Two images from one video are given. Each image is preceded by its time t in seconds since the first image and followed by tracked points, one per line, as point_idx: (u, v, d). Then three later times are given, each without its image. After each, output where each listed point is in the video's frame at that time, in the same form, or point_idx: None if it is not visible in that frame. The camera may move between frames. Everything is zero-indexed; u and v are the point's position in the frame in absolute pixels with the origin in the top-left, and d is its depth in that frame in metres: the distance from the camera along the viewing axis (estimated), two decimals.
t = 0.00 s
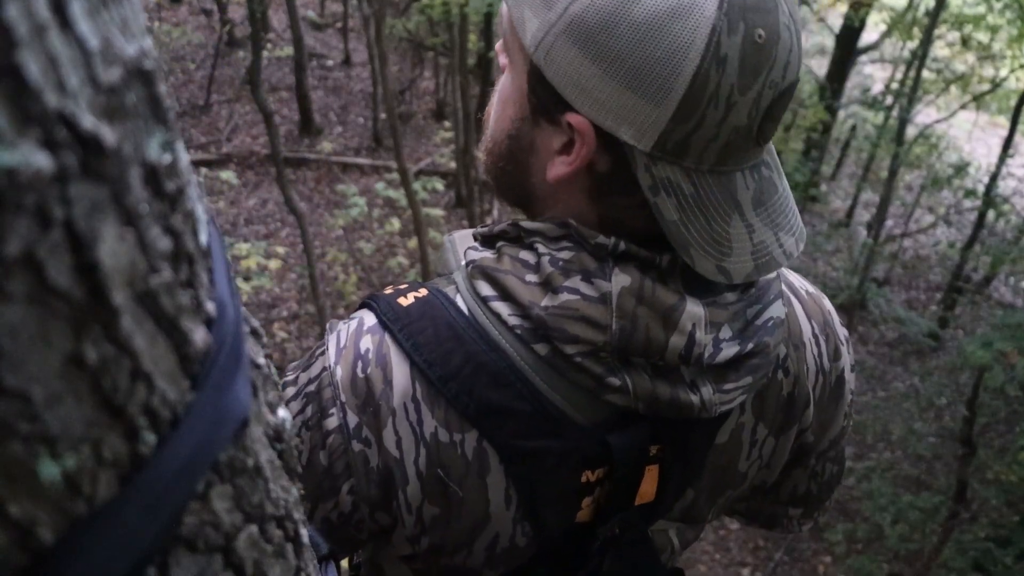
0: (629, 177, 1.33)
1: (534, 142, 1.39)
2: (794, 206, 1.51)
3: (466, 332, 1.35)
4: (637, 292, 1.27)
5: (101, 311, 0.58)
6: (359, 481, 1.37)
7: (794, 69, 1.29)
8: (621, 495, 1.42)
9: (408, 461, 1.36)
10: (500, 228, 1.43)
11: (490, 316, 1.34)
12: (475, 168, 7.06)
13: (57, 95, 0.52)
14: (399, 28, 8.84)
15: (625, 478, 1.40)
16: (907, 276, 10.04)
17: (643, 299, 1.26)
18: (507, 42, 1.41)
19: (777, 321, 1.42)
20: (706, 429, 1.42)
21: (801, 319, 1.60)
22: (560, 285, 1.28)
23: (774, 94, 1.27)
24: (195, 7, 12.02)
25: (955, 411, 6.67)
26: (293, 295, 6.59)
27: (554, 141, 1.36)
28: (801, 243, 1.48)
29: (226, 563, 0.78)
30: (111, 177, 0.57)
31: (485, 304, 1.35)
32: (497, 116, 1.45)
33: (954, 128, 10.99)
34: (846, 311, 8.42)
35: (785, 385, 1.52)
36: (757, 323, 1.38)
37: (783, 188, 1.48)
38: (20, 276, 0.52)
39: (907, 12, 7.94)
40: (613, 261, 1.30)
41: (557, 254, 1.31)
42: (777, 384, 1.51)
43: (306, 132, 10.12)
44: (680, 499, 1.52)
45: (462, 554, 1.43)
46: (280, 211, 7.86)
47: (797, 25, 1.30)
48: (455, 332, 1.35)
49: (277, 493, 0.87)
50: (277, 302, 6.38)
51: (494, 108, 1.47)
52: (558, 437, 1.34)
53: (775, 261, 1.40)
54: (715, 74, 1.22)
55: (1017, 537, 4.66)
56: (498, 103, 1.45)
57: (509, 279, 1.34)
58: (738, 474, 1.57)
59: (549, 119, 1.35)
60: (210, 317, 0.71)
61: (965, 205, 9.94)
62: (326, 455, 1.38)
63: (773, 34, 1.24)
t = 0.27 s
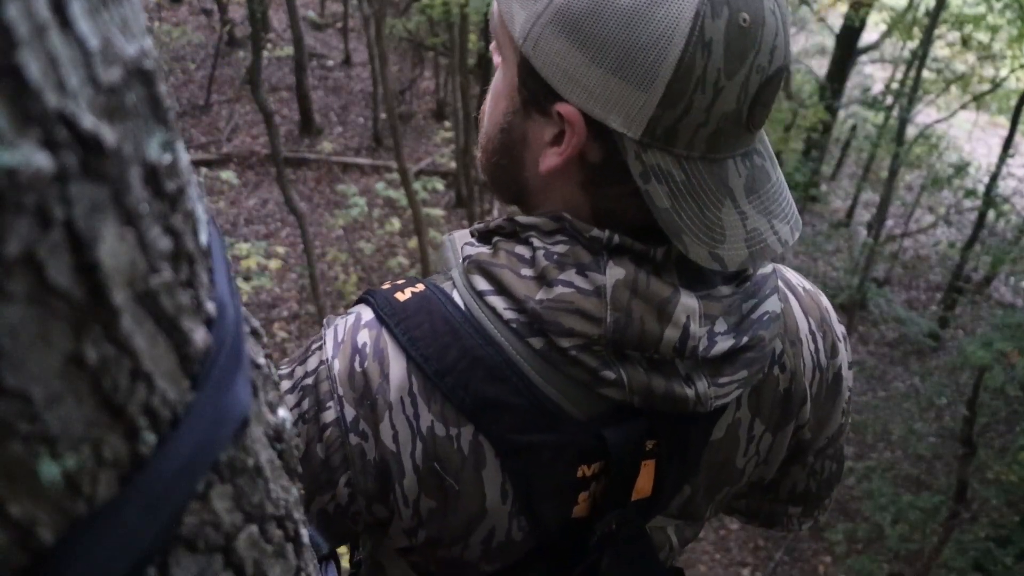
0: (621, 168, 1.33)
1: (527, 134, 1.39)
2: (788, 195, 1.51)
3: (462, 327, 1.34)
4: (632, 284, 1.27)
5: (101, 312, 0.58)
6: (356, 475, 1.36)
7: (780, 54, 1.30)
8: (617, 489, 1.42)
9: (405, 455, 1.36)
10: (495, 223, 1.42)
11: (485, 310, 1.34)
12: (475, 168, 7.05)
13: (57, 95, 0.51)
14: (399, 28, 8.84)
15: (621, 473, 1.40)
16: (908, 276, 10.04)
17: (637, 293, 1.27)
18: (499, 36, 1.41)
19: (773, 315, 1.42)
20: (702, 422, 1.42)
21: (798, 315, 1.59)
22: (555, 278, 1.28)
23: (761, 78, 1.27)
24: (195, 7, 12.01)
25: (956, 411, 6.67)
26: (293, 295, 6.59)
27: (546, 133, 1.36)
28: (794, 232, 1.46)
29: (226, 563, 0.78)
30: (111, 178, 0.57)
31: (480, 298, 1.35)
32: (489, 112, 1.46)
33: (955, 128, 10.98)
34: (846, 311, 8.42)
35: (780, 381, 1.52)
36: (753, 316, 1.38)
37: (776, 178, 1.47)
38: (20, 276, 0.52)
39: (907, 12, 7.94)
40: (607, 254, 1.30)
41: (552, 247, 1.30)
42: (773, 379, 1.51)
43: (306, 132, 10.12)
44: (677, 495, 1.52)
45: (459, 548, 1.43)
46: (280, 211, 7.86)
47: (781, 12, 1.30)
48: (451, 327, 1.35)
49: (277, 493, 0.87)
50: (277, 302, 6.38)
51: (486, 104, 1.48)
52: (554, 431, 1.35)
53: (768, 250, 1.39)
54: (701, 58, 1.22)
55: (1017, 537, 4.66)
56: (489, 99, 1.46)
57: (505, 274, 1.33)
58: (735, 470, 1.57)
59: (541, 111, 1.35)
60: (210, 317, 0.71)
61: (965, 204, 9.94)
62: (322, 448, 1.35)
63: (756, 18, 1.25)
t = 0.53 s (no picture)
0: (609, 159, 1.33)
1: (518, 127, 1.39)
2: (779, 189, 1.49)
3: (457, 320, 1.34)
4: (624, 276, 1.27)
5: (101, 311, 0.58)
6: (350, 466, 1.36)
7: (767, 42, 1.29)
8: (613, 484, 1.42)
9: (398, 447, 1.36)
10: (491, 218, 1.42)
11: (479, 303, 1.33)
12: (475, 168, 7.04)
13: (56, 95, 0.51)
14: (399, 28, 8.84)
15: (617, 468, 1.39)
16: (908, 276, 10.03)
17: (629, 284, 1.27)
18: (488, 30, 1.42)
19: (768, 310, 1.41)
20: (697, 417, 1.42)
21: (797, 311, 1.58)
22: (548, 270, 1.28)
23: (746, 67, 1.26)
24: (195, 7, 12.01)
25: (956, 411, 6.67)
26: (293, 295, 6.59)
27: (535, 125, 1.36)
28: (787, 221, 1.44)
29: (226, 563, 0.78)
30: (111, 177, 0.57)
31: (475, 292, 1.35)
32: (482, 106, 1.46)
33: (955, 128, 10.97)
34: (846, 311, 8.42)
35: (779, 377, 1.51)
36: (747, 309, 1.37)
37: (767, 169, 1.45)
38: (20, 276, 0.52)
39: (907, 12, 7.93)
40: (600, 247, 1.30)
41: (545, 241, 1.30)
42: (771, 376, 1.50)
43: (306, 132, 10.12)
44: (674, 492, 1.52)
45: (454, 542, 1.43)
46: (281, 211, 7.87)
47: None
48: (446, 320, 1.34)
49: (277, 494, 0.87)
50: (278, 303, 6.39)
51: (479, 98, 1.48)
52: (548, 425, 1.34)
53: (758, 241, 1.37)
54: (687, 44, 1.21)
55: (1018, 538, 4.67)
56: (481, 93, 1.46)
57: (499, 267, 1.33)
58: (734, 468, 1.56)
59: (530, 103, 1.36)
60: (210, 316, 0.71)
61: (965, 204, 9.93)
62: (315, 439, 1.35)
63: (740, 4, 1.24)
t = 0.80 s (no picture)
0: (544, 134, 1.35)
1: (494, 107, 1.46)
2: (755, 194, 1.40)
3: (448, 329, 1.34)
4: (612, 285, 1.26)
5: (102, 311, 0.58)
6: (346, 475, 1.40)
7: (699, 15, 1.21)
8: (609, 492, 1.41)
9: (392, 458, 1.38)
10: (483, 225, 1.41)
11: (470, 312, 1.33)
12: (475, 168, 7.04)
13: (57, 96, 0.51)
14: (398, 28, 8.84)
15: (612, 476, 1.39)
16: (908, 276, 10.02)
17: (617, 292, 1.26)
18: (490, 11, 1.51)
19: (766, 315, 1.36)
20: (694, 426, 1.39)
21: (800, 316, 1.54)
22: (536, 279, 1.28)
23: (668, 41, 1.20)
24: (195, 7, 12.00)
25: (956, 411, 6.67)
26: (293, 295, 6.59)
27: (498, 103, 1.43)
28: (739, 226, 1.33)
29: (226, 563, 0.78)
30: (111, 177, 0.57)
31: (465, 301, 1.34)
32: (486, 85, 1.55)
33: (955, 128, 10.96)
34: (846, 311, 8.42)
35: (779, 384, 1.49)
36: (743, 315, 1.33)
37: (727, 169, 1.37)
38: (20, 276, 0.52)
39: (907, 12, 7.92)
40: (590, 257, 1.29)
41: (533, 248, 1.30)
42: (771, 382, 1.48)
43: (306, 132, 10.11)
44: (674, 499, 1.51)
45: (451, 546, 1.45)
46: (281, 211, 7.87)
47: None
48: (436, 329, 1.34)
49: (277, 493, 0.87)
50: (278, 303, 6.39)
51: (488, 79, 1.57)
52: (539, 434, 1.34)
53: (680, 239, 1.28)
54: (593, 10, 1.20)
55: (1017, 537, 4.67)
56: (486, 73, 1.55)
57: (489, 275, 1.33)
58: (735, 475, 1.55)
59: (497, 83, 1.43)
60: (210, 316, 0.71)
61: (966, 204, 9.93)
62: (313, 449, 1.40)
63: None
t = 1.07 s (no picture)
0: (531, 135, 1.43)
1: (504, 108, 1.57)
2: (746, 207, 1.43)
3: (447, 344, 1.38)
4: (611, 303, 1.30)
5: (101, 311, 0.58)
6: (348, 488, 1.45)
7: (675, 18, 1.25)
8: (610, 509, 1.43)
9: (390, 470, 1.41)
10: (486, 237, 1.47)
11: (469, 327, 1.38)
12: (475, 168, 7.04)
13: (58, 96, 0.52)
14: (398, 28, 8.84)
15: (614, 493, 1.41)
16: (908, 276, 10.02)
17: (616, 312, 1.30)
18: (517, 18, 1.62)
19: (772, 333, 1.40)
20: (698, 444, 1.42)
21: (813, 331, 1.57)
22: (535, 295, 1.33)
23: (644, 42, 1.25)
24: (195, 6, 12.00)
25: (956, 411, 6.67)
26: (293, 295, 6.59)
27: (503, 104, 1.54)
28: (721, 238, 1.36)
29: (226, 563, 0.78)
30: (111, 177, 0.57)
31: (466, 315, 1.39)
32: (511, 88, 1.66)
33: (955, 127, 10.95)
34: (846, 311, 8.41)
35: (790, 402, 1.51)
36: (748, 334, 1.38)
37: (712, 180, 1.41)
38: (20, 277, 0.52)
39: (907, 12, 7.92)
40: (588, 273, 1.34)
41: (533, 264, 1.36)
42: (781, 401, 1.51)
43: (306, 132, 10.12)
44: (680, 515, 1.53)
45: (454, 560, 1.48)
46: (281, 211, 7.87)
47: None
48: (436, 342, 1.38)
49: (277, 493, 0.87)
50: (279, 303, 6.40)
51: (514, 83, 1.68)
52: (539, 450, 1.37)
53: (651, 246, 1.32)
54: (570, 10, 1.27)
55: (1018, 537, 4.68)
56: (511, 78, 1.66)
57: (489, 290, 1.38)
58: (744, 492, 1.56)
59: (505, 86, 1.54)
60: (210, 316, 0.71)
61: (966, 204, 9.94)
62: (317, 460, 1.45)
63: None
